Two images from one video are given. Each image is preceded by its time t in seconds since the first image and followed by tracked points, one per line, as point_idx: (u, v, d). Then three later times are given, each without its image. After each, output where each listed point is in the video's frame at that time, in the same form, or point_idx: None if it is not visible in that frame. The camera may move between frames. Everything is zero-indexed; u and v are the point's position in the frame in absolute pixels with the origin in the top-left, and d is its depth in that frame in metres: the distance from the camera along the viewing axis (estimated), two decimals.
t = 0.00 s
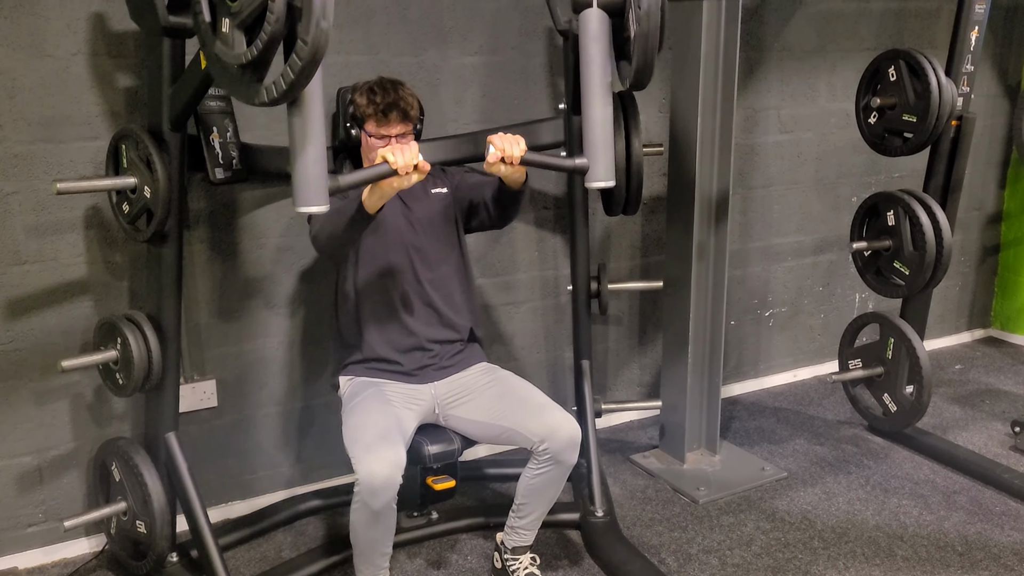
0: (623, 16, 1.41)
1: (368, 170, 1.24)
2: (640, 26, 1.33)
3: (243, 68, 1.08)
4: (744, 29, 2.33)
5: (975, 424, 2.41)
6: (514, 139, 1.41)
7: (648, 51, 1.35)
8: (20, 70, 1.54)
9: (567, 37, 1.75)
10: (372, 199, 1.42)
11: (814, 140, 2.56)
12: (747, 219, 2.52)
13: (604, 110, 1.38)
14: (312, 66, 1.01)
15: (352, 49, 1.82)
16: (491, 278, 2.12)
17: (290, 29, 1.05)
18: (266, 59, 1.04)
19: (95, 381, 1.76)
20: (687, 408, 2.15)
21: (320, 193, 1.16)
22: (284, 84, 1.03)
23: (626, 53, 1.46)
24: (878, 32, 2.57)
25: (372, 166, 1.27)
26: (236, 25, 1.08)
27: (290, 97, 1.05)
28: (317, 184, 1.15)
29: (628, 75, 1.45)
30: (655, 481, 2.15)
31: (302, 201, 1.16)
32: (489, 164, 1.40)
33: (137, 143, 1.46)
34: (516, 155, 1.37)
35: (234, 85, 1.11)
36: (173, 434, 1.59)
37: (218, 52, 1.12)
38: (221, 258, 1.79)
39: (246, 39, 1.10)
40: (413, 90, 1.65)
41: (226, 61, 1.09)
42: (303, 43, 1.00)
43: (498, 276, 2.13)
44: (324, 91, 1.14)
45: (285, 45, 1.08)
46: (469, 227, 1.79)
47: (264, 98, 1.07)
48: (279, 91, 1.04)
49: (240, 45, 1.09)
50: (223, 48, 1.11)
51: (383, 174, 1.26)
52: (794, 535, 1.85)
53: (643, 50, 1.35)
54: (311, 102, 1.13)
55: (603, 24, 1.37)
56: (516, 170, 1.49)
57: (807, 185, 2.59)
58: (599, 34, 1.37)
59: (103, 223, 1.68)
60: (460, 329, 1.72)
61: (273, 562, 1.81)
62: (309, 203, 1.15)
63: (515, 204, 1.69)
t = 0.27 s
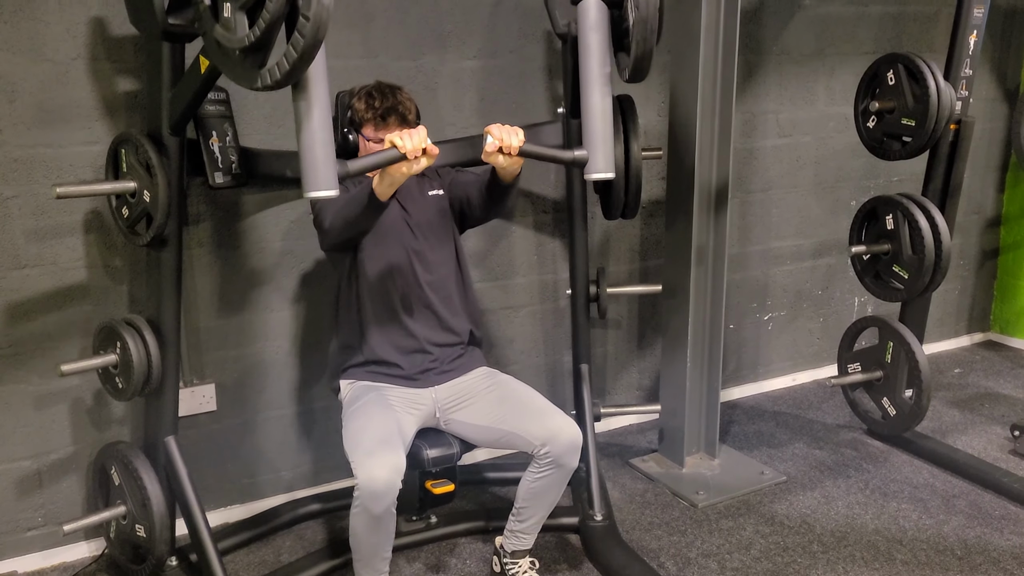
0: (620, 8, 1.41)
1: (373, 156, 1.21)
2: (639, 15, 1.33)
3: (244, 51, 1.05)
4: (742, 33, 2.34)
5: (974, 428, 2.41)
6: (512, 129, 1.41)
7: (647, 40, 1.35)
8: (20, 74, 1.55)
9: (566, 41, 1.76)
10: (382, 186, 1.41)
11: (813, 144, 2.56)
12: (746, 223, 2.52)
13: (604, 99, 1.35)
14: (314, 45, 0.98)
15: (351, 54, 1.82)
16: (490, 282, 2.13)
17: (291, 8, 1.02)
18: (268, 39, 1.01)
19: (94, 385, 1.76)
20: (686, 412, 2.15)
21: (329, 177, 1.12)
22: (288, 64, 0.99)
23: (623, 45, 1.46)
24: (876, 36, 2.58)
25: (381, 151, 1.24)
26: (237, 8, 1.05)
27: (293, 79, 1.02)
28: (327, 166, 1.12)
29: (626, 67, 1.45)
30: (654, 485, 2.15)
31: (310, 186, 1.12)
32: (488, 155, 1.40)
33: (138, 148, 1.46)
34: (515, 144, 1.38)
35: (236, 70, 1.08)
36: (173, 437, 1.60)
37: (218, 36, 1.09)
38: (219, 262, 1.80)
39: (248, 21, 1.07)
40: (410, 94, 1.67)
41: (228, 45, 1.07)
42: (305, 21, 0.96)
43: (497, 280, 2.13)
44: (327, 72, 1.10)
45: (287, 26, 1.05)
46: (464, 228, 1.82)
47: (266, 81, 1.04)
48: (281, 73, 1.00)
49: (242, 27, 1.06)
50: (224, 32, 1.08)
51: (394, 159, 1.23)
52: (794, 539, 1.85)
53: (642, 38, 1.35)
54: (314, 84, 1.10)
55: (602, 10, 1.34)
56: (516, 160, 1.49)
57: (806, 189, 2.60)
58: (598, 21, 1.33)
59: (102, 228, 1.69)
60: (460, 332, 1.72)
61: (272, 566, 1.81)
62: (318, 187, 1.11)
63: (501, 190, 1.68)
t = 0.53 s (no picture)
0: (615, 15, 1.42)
1: (373, 157, 1.20)
2: (636, 19, 1.34)
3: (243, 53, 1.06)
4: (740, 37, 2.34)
5: (972, 431, 2.41)
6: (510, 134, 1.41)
7: (644, 44, 1.35)
8: (18, 79, 1.55)
9: (564, 46, 1.76)
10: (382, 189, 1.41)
11: (810, 148, 2.57)
12: (744, 226, 2.52)
13: (601, 103, 1.35)
14: (313, 47, 0.99)
15: (349, 59, 1.83)
16: (489, 286, 2.13)
17: (290, 7, 1.03)
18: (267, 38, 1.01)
19: (93, 390, 1.76)
20: (684, 416, 2.15)
21: (328, 178, 1.13)
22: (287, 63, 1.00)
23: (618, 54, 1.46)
24: (873, 40, 2.58)
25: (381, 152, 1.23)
26: (235, 8, 1.06)
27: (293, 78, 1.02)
28: (326, 167, 1.12)
29: (622, 72, 1.45)
30: (653, 488, 2.15)
31: (310, 187, 1.13)
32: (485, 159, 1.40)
33: (135, 153, 1.46)
34: (513, 149, 1.37)
35: (236, 70, 1.09)
36: (171, 441, 1.60)
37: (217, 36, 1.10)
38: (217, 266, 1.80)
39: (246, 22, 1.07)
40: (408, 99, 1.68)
41: (227, 46, 1.07)
42: (303, 19, 0.96)
43: (496, 284, 2.14)
44: (326, 74, 1.11)
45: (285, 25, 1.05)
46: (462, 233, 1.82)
47: (267, 80, 1.04)
48: (281, 73, 1.01)
49: (241, 28, 1.06)
50: (223, 33, 1.08)
51: (394, 161, 1.22)
52: (792, 543, 1.85)
53: (639, 41, 1.35)
54: (314, 86, 1.10)
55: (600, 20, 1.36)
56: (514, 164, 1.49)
57: (804, 193, 2.60)
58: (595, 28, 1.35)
59: (100, 232, 1.69)
60: (458, 336, 1.72)
61: (271, 571, 1.81)
62: (318, 188, 1.12)
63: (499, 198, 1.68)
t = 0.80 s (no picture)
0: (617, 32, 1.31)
1: (360, 182, 1.19)
2: (635, 39, 1.22)
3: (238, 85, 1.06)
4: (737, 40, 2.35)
5: (970, 433, 2.41)
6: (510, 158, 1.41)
7: (644, 66, 1.24)
8: (16, 81, 1.55)
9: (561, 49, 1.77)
10: (368, 210, 1.42)
11: (808, 151, 2.57)
12: (742, 229, 2.53)
13: (598, 130, 1.29)
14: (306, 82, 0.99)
15: (347, 61, 1.83)
16: (487, 288, 2.13)
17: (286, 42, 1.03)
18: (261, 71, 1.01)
19: (90, 392, 1.76)
20: (682, 418, 2.15)
21: (313, 207, 1.10)
22: (280, 97, 1.00)
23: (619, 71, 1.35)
24: (871, 43, 2.59)
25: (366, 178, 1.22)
26: (231, 39, 1.06)
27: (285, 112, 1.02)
28: (312, 195, 1.10)
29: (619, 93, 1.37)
30: (651, 490, 2.15)
31: (295, 215, 1.11)
32: (484, 182, 1.41)
33: (134, 155, 1.47)
34: (511, 173, 1.38)
35: (230, 99, 1.09)
36: (168, 444, 1.60)
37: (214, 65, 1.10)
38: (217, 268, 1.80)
39: (242, 53, 1.08)
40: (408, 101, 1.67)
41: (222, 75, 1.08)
42: (298, 56, 0.97)
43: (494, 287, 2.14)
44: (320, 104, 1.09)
45: (280, 58, 1.06)
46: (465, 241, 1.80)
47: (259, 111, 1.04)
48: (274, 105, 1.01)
49: (236, 58, 1.06)
50: (219, 62, 1.09)
51: (378, 187, 1.22)
52: (790, 545, 1.85)
53: (638, 63, 1.23)
54: (306, 117, 1.08)
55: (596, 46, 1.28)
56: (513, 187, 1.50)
57: (801, 196, 2.61)
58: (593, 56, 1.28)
59: (98, 235, 1.69)
60: (456, 340, 1.72)
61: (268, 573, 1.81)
62: (301, 215, 1.09)
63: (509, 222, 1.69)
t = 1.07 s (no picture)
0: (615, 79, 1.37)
1: (323, 231, 1.22)
2: (627, 96, 1.27)
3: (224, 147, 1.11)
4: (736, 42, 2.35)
5: (968, 434, 2.41)
6: (509, 198, 1.51)
7: (637, 118, 1.29)
8: (14, 82, 1.55)
9: (559, 50, 1.77)
10: (333, 249, 1.45)
11: (806, 152, 2.57)
12: (741, 230, 2.53)
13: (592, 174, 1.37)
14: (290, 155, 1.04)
15: (346, 63, 1.83)
16: (485, 290, 2.13)
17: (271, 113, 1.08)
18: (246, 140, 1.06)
19: (89, 394, 1.76)
20: (681, 420, 2.16)
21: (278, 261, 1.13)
22: (261, 167, 1.05)
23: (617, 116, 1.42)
24: (869, 45, 2.59)
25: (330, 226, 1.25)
26: (217, 105, 1.11)
27: (266, 179, 1.07)
28: (275, 250, 1.11)
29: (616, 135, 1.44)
30: (650, 492, 2.15)
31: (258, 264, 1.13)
32: (484, 224, 1.51)
33: (133, 156, 1.47)
34: (510, 213, 1.48)
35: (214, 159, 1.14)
36: (167, 446, 1.60)
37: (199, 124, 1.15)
38: (216, 269, 1.80)
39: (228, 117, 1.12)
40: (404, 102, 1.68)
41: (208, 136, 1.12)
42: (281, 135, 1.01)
43: (492, 288, 2.14)
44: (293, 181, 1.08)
45: (266, 128, 1.10)
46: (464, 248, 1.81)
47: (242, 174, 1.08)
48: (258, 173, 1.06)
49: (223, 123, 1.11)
50: (207, 123, 1.13)
51: (341, 237, 1.25)
52: (788, 546, 1.85)
53: (630, 117, 1.29)
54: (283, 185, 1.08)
55: (592, 94, 1.35)
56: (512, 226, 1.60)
57: (800, 197, 2.61)
58: (589, 104, 1.35)
59: (97, 236, 1.69)
60: (453, 345, 1.72)
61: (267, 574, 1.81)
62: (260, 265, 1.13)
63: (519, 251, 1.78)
